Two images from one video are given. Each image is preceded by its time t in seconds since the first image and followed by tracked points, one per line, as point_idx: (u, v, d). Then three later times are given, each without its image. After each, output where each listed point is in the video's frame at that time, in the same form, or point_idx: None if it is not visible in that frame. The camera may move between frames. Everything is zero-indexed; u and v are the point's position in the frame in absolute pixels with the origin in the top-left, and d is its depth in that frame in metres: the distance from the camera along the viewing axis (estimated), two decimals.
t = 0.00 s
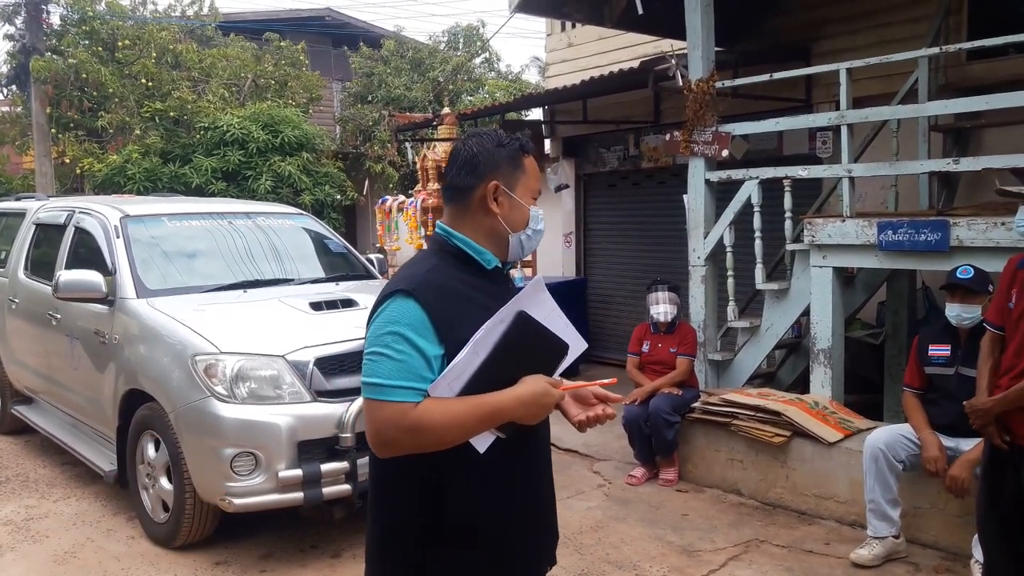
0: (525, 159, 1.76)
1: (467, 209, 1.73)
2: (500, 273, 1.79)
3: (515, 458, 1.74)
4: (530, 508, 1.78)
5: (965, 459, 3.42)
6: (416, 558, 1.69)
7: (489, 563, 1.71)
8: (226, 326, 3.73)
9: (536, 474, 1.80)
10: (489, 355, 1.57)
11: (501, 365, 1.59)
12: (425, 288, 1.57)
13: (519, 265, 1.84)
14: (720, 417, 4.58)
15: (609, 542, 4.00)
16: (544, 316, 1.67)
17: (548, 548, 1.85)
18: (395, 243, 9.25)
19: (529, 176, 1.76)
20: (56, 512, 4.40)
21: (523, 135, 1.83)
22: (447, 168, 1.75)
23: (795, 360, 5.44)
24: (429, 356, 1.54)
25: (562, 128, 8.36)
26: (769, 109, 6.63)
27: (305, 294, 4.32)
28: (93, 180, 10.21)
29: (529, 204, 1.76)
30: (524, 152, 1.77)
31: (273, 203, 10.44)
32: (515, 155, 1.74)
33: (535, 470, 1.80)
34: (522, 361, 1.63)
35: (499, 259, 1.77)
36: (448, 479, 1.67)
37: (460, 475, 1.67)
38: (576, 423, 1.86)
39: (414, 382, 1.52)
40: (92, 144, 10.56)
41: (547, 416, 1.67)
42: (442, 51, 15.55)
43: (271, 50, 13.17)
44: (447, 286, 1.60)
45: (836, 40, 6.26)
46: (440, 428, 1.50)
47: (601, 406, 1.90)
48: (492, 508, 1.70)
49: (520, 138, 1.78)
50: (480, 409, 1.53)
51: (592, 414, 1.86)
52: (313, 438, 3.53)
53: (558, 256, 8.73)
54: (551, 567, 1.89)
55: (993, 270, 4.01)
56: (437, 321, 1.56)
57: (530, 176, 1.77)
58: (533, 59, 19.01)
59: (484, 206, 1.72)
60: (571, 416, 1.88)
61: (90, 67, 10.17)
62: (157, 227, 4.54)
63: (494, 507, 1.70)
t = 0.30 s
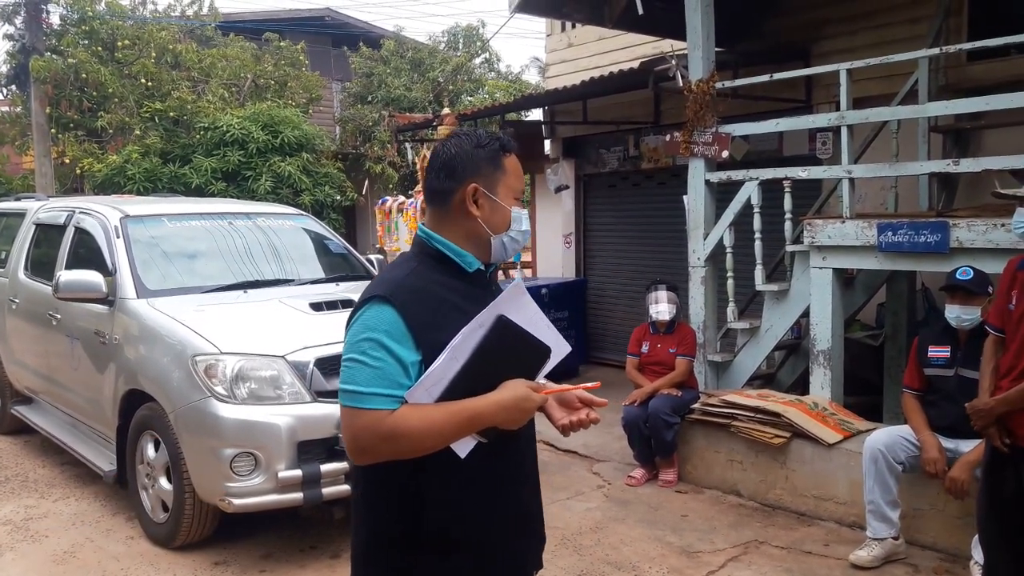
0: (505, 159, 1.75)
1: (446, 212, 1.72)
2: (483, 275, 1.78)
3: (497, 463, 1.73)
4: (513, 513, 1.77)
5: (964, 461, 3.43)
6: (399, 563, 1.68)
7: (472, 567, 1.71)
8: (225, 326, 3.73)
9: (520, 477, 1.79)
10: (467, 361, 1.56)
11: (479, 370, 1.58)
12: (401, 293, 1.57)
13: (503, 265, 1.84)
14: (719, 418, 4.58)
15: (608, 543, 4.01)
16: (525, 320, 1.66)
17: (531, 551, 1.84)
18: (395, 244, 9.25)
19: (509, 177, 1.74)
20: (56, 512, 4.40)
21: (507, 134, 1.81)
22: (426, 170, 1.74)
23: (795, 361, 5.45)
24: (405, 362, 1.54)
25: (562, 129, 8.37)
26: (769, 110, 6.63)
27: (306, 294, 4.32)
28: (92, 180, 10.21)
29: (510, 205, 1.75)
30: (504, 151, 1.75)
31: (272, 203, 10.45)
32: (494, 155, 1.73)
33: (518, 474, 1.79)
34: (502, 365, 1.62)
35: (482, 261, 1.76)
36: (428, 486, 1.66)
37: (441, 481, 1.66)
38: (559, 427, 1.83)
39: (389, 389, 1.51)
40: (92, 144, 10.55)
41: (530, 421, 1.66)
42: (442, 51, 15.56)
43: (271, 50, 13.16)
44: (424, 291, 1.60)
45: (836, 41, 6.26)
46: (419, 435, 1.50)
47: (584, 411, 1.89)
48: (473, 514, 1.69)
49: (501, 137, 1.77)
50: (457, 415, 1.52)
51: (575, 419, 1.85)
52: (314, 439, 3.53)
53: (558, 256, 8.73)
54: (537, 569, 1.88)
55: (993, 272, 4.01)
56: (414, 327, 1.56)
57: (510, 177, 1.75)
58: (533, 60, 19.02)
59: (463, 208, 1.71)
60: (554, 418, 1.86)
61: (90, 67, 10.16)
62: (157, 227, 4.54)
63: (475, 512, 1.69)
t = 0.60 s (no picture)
0: (478, 157, 1.74)
1: (420, 214, 1.72)
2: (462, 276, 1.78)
3: (484, 464, 1.72)
4: (502, 514, 1.76)
5: (963, 462, 3.43)
6: (384, 566, 1.68)
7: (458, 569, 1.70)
8: (226, 327, 3.73)
9: (509, 479, 1.78)
10: (441, 363, 1.56)
11: (454, 372, 1.58)
12: (373, 297, 1.57)
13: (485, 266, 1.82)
14: (719, 419, 4.58)
15: (609, 544, 4.01)
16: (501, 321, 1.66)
17: (524, 553, 1.82)
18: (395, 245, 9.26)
19: (482, 177, 1.74)
20: (56, 513, 4.40)
21: (482, 133, 1.81)
22: (399, 173, 1.75)
23: (795, 362, 5.45)
24: (377, 367, 1.54)
25: (562, 130, 8.37)
26: (769, 112, 6.64)
27: (307, 295, 4.33)
28: (93, 181, 10.22)
29: (484, 205, 1.74)
30: (477, 150, 1.74)
31: (273, 204, 10.46)
32: (466, 154, 1.72)
33: (507, 476, 1.78)
34: (479, 366, 1.62)
35: (459, 262, 1.76)
36: (411, 488, 1.66)
37: (424, 482, 1.66)
38: (544, 428, 1.83)
39: (361, 395, 1.52)
40: (93, 145, 10.55)
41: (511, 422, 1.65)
42: (442, 52, 15.59)
43: (271, 51, 13.17)
44: (397, 295, 1.60)
45: (836, 43, 6.27)
46: (392, 440, 1.50)
47: (570, 412, 1.89)
48: (457, 515, 1.68)
49: (474, 136, 1.76)
50: (431, 419, 1.52)
51: (559, 420, 1.84)
52: (314, 439, 3.54)
53: (558, 258, 8.74)
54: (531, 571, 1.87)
55: (992, 273, 4.01)
56: (386, 331, 1.56)
57: (484, 176, 1.74)
58: (533, 61, 19.05)
59: (436, 209, 1.71)
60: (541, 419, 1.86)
61: (91, 68, 10.16)
62: (157, 228, 4.54)
63: (460, 514, 1.69)
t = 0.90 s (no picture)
0: (464, 156, 1.74)
1: (407, 213, 1.73)
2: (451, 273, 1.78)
3: (476, 463, 1.72)
4: (499, 512, 1.76)
5: (962, 459, 3.44)
6: (380, 564, 1.69)
7: (454, 566, 1.71)
8: (226, 326, 3.74)
9: (506, 476, 1.79)
10: (431, 360, 1.56)
11: (444, 370, 1.59)
12: (362, 296, 1.58)
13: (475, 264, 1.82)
14: (719, 416, 4.59)
15: (608, 541, 4.02)
16: (491, 317, 1.66)
17: (523, 551, 1.82)
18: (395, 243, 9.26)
19: (467, 175, 1.74)
20: (57, 511, 4.41)
21: (469, 131, 1.81)
22: (387, 172, 1.77)
23: (794, 359, 5.46)
24: (367, 366, 1.55)
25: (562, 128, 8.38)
26: (768, 109, 6.65)
27: (307, 293, 4.33)
28: (93, 180, 10.22)
29: (471, 203, 1.74)
30: (463, 149, 1.75)
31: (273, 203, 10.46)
32: (451, 153, 1.73)
33: (502, 473, 1.78)
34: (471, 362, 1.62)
35: (448, 260, 1.77)
36: (402, 488, 1.67)
37: (416, 480, 1.67)
38: (545, 419, 1.84)
39: (352, 393, 1.53)
40: (93, 143, 10.55)
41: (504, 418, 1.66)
42: (442, 51, 15.59)
43: (271, 49, 13.16)
44: (387, 292, 1.61)
45: (834, 40, 6.28)
46: (383, 438, 1.51)
47: (569, 403, 1.89)
48: (450, 514, 1.69)
49: (461, 135, 1.77)
50: (422, 416, 1.53)
51: (561, 412, 1.86)
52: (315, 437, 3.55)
53: (558, 256, 8.74)
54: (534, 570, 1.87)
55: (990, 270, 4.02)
56: (375, 329, 1.56)
57: (470, 175, 1.75)
58: (532, 58, 19.05)
59: (422, 209, 1.72)
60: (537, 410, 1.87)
61: (90, 67, 10.15)
62: (157, 227, 4.55)
63: (453, 513, 1.69)
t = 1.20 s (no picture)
0: (488, 160, 1.73)
1: (430, 213, 1.72)
2: (471, 274, 1.78)
3: (498, 463, 1.72)
4: (514, 514, 1.74)
5: (966, 461, 3.42)
6: (396, 564, 1.69)
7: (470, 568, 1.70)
8: (229, 327, 3.73)
9: (522, 479, 1.77)
10: (455, 358, 1.55)
11: (467, 369, 1.57)
12: (386, 294, 1.57)
13: (495, 266, 1.82)
14: (722, 418, 4.58)
15: (611, 542, 4.01)
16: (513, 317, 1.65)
17: (539, 552, 1.82)
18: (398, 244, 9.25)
19: (491, 178, 1.73)
20: (59, 512, 4.41)
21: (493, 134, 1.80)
22: (410, 172, 1.75)
23: (799, 360, 5.45)
24: (391, 362, 1.54)
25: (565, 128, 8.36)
26: (771, 109, 6.63)
27: (309, 294, 4.33)
28: (95, 180, 10.22)
29: (493, 206, 1.73)
30: (488, 152, 1.74)
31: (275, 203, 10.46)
32: (476, 156, 1.71)
33: (522, 474, 1.78)
34: (494, 361, 1.60)
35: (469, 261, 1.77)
36: (425, 487, 1.66)
37: (434, 480, 1.66)
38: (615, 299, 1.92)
39: (375, 390, 1.51)
40: (96, 144, 10.55)
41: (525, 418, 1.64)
42: (445, 50, 15.58)
43: (274, 49, 13.16)
44: (410, 291, 1.60)
45: (839, 40, 6.26)
46: (405, 434, 1.49)
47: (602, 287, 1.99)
48: (471, 515, 1.68)
49: (486, 138, 1.75)
50: (445, 413, 1.51)
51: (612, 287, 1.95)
52: (317, 439, 3.54)
53: (561, 256, 8.73)
54: (545, 570, 1.87)
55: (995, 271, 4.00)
56: (399, 326, 1.55)
57: (494, 179, 1.73)
58: (535, 58, 19.02)
59: (445, 211, 1.71)
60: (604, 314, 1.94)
61: (93, 67, 10.14)
62: (160, 227, 4.55)
63: (474, 513, 1.68)
